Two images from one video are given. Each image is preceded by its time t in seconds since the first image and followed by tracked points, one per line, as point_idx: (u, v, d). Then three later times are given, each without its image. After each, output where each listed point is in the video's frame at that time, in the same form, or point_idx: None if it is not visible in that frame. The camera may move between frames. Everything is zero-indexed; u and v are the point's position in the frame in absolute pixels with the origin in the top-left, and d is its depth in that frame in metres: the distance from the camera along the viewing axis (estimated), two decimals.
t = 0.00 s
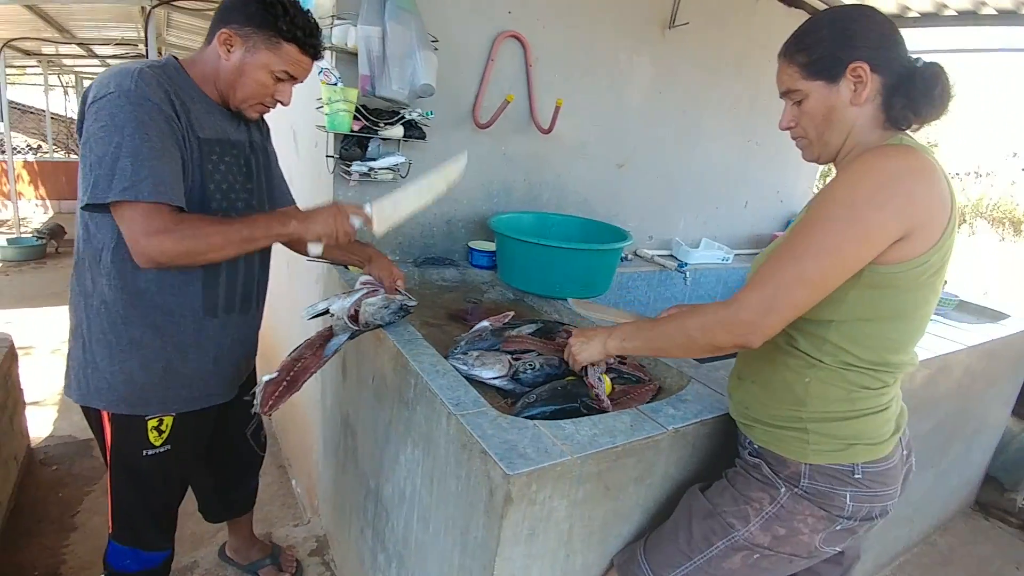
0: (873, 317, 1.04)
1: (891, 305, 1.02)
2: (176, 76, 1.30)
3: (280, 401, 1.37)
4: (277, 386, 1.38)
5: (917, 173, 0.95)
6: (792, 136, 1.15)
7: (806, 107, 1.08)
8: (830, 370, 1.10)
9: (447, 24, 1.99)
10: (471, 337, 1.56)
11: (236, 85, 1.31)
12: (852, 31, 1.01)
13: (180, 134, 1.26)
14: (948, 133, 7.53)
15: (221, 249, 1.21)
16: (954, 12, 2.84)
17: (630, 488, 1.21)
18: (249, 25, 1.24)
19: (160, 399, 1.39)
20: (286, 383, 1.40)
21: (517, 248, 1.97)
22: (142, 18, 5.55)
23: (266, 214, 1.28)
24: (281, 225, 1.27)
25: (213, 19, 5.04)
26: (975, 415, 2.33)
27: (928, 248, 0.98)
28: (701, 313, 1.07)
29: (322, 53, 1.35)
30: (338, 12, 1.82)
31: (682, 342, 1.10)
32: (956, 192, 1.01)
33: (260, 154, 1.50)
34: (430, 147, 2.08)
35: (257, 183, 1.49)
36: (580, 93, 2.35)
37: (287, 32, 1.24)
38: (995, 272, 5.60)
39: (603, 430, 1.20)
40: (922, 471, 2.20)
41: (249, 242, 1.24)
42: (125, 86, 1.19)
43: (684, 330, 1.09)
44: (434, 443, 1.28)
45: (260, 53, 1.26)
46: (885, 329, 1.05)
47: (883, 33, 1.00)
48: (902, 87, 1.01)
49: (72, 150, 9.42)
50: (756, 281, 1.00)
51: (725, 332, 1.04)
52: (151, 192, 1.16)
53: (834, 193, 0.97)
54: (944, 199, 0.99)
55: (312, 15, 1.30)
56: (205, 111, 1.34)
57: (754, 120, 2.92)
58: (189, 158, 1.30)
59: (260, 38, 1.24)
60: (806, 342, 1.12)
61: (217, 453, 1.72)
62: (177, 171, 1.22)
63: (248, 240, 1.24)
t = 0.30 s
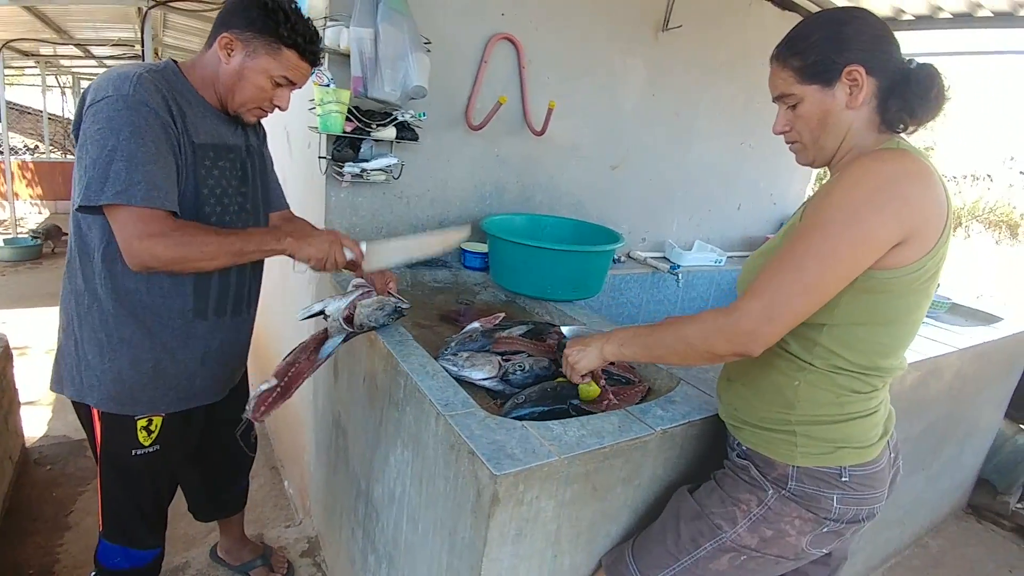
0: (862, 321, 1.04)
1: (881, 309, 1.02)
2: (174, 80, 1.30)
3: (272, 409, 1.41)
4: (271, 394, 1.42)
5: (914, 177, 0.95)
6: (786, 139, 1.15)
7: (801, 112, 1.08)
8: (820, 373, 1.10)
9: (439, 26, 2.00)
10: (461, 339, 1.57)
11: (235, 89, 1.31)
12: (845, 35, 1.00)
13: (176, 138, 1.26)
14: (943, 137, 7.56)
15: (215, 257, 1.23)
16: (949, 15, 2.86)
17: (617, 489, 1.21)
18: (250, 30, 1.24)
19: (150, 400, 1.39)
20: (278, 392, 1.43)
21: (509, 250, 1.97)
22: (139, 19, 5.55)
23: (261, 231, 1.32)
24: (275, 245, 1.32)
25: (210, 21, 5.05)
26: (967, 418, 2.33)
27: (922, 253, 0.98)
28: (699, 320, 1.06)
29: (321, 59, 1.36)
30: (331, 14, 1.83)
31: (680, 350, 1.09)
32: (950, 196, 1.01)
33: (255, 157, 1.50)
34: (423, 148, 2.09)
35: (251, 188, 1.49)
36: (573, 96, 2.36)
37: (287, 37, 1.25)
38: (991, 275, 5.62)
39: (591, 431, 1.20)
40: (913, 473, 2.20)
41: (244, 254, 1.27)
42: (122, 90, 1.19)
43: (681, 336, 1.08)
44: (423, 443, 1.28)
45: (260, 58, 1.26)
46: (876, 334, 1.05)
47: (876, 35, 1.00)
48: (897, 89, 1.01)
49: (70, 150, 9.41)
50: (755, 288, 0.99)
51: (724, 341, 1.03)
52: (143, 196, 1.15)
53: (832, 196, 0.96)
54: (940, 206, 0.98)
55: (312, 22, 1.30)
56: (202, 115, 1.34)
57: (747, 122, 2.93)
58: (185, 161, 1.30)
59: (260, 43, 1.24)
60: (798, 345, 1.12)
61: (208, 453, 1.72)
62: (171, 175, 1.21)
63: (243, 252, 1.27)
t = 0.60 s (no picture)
0: (863, 326, 1.05)
1: (881, 315, 1.03)
2: (174, 82, 1.29)
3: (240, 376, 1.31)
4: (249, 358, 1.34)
5: (921, 185, 0.96)
6: (794, 141, 1.16)
7: (809, 114, 1.09)
8: (822, 378, 1.11)
9: (438, 28, 2.00)
10: (459, 341, 1.57)
11: (237, 93, 1.31)
12: (855, 37, 1.01)
13: (178, 142, 1.26)
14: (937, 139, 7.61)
15: (222, 265, 1.23)
16: (943, 18, 2.88)
17: (616, 490, 1.21)
18: (253, 34, 1.24)
19: (149, 402, 1.38)
20: (254, 362, 1.32)
21: (506, 252, 1.98)
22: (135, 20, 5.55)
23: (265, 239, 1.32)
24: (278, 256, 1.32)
25: (207, 23, 5.05)
26: (962, 419, 2.35)
27: (926, 261, 0.99)
28: (700, 321, 1.06)
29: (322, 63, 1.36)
30: (330, 15, 1.83)
31: (680, 348, 1.09)
32: (955, 203, 1.01)
33: (255, 159, 1.50)
34: (421, 150, 2.09)
35: (251, 190, 1.49)
36: (571, 98, 2.37)
37: (290, 43, 1.25)
38: (985, 276, 5.65)
39: (589, 432, 1.20)
40: (909, 474, 2.22)
41: (251, 261, 1.27)
42: (122, 92, 1.18)
43: (678, 338, 1.08)
44: (421, 445, 1.29)
45: (263, 63, 1.26)
46: (877, 339, 1.05)
47: (887, 40, 1.01)
48: (906, 94, 1.02)
49: (64, 151, 9.37)
50: (757, 289, 0.99)
51: (723, 338, 1.03)
52: (146, 199, 1.15)
53: (837, 202, 0.96)
54: (945, 214, 0.99)
55: (313, 26, 1.31)
56: (203, 118, 1.33)
57: (743, 125, 2.95)
58: (186, 164, 1.30)
59: (264, 47, 1.24)
60: (800, 349, 1.13)
61: (206, 456, 1.72)
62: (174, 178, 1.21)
63: (250, 259, 1.27)
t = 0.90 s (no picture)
0: (857, 323, 1.05)
1: (876, 312, 1.03)
2: (181, 80, 1.29)
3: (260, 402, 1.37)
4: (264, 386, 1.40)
5: (914, 182, 0.96)
6: (784, 142, 1.16)
7: (800, 115, 1.09)
8: (817, 375, 1.11)
9: (437, 29, 2.00)
10: (458, 341, 1.58)
11: (241, 93, 1.31)
12: (845, 39, 1.01)
13: (187, 138, 1.26)
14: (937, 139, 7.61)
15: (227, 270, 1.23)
16: (941, 19, 2.88)
17: (614, 489, 1.22)
18: (258, 36, 1.24)
19: (152, 400, 1.38)
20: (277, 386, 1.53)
21: (505, 252, 1.98)
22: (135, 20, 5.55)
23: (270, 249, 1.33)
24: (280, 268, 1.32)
25: (206, 23, 5.04)
26: (961, 419, 2.35)
27: (918, 257, 0.99)
28: (698, 321, 1.06)
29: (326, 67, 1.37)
30: (330, 16, 1.83)
31: (677, 351, 1.10)
32: (946, 200, 1.01)
33: (259, 159, 1.50)
34: (420, 150, 2.09)
35: (255, 189, 1.50)
36: (570, 98, 2.37)
37: (294, 46, 1.25)
38: (984, 277, 5.66)
39: (588, 432, 1.20)
40: (907, 474, 2.22)
41: (256, 272, 1.28)
42: (133, 88, 1.19)
43: (677, 338, 1.08)
44: (420, 445, 1.29)
45: (267, 65, 1.26)
46: (872, 336, 1.06)
47: (875, 41, 1.01)
48: (895, 94, 1.02)
49: (64, 151, 9.38)
50: (752, 288, 0.99)
51: (721, 339, 1.03)
52: (159, 193, 1.15)
53: (836, 199, 0.96)
54: (937, 210, 0.99)
55: (319, 31, 1.32)
56: (210, 116, 1.34)
57: (743, 125, 2.95)
58: (194, 161, 1.30)
59: (268, 50, 1.25)
60: (796, 347, 1.13)
61: (207, 455, 1.72)
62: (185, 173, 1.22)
63: (255, 268, 1.27)
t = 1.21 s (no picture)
0: (860, 321, 1.05)
1: (878, 310, 1.03)
2: (188, 77, 1.29)
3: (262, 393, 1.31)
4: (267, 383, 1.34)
5: (916, 180, 0.96)
6: (782, 142, 1.16)
7: (797, 115, 1.09)
8: (820, 374, 1.11)
9: (439, 28, 2.00)
10: (461, 340, 1.58)
11: (248, 93, 1.31)
12: (840, 39, 1.01)
13: (192, 133, 1.26)
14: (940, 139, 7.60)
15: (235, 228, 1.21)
16: (944, 19, 2.87)
17: (617, 489, 1.22)
18: (268, 37, 1.24)
19: (157, 397, 1.38)
20: (284, 388, 1.43)
21: (507, 251, 1.98)
22: (138, 19, 5.55)
23: (271, 196, 1.28)
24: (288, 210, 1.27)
25: (209, 22, 5.04)
26: (964, 419, 2.35)
27: (921, 254, 0.99)
28: (702, 322, 1.06)
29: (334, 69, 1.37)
30: (333, 14, 1.83)
31: (679, 352, 1.09)
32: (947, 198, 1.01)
33: (264, 157, 1.50)
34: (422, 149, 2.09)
35: (260, 187, 1.50)
36: (573, 97, 2.37)
37: (304, 48, 1.25)
38: (987, 277, 5.64)
39: (590, 431, 1.20)
40: (910, 474, 2.21)
41: (265, 221, 1.25)
42: (140, 83, 1.19)
43: (680, 338, 1.08)
44: (423, 443, 1.29)
45: (275, 66, 1.26)
46: (874, 334, 1.06)
47: (869, 40, 1.01)
48: (889, 95, 1.02)
49: (66, 150, 9.39)
50: (758, 285, 0.99)
51: (725, 340, 1.03)
52: (165, 186, 1.15)
53: (839, 196, 0.96)
54: (938, 208, 0.99)
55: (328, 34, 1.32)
56: (216, 113, 1.33)
57: (745, 125, 2.95)
58: (199, 156, 1.30)
59: (277, 51, 1.25)
60: (798, 346, 1.13)
61: (210, 454, 1.72)
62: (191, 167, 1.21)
63: (263, 222, 1.24)
